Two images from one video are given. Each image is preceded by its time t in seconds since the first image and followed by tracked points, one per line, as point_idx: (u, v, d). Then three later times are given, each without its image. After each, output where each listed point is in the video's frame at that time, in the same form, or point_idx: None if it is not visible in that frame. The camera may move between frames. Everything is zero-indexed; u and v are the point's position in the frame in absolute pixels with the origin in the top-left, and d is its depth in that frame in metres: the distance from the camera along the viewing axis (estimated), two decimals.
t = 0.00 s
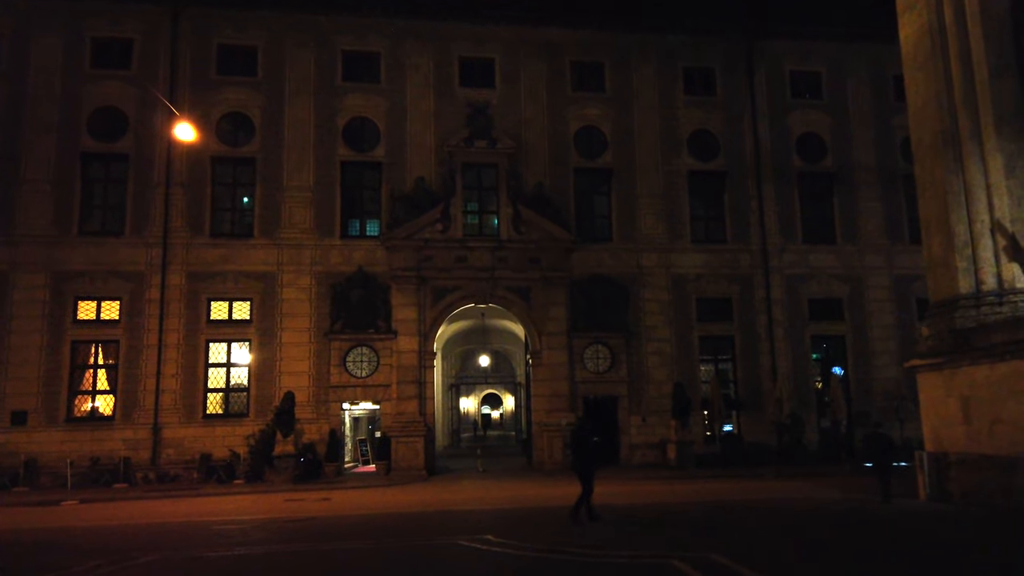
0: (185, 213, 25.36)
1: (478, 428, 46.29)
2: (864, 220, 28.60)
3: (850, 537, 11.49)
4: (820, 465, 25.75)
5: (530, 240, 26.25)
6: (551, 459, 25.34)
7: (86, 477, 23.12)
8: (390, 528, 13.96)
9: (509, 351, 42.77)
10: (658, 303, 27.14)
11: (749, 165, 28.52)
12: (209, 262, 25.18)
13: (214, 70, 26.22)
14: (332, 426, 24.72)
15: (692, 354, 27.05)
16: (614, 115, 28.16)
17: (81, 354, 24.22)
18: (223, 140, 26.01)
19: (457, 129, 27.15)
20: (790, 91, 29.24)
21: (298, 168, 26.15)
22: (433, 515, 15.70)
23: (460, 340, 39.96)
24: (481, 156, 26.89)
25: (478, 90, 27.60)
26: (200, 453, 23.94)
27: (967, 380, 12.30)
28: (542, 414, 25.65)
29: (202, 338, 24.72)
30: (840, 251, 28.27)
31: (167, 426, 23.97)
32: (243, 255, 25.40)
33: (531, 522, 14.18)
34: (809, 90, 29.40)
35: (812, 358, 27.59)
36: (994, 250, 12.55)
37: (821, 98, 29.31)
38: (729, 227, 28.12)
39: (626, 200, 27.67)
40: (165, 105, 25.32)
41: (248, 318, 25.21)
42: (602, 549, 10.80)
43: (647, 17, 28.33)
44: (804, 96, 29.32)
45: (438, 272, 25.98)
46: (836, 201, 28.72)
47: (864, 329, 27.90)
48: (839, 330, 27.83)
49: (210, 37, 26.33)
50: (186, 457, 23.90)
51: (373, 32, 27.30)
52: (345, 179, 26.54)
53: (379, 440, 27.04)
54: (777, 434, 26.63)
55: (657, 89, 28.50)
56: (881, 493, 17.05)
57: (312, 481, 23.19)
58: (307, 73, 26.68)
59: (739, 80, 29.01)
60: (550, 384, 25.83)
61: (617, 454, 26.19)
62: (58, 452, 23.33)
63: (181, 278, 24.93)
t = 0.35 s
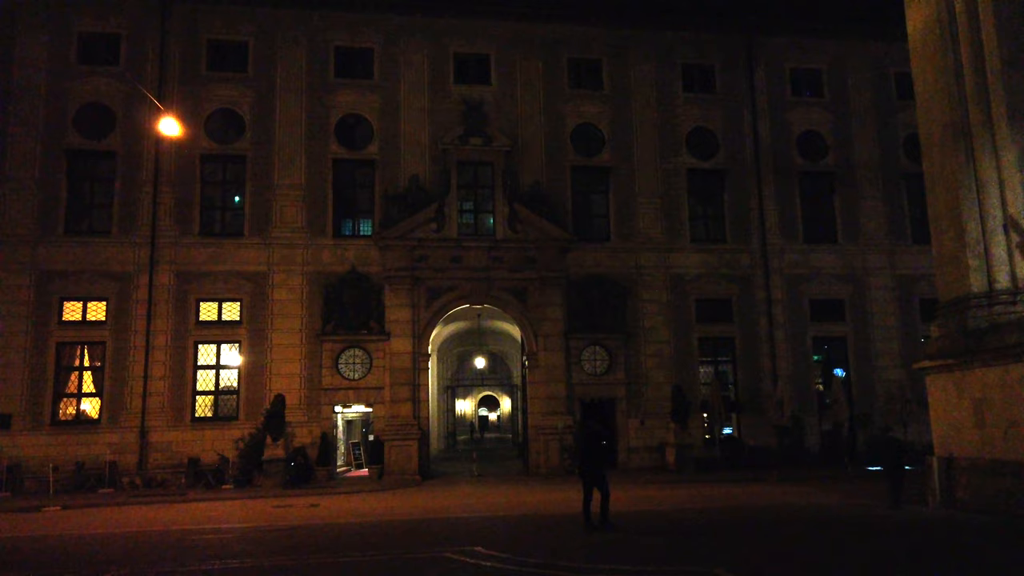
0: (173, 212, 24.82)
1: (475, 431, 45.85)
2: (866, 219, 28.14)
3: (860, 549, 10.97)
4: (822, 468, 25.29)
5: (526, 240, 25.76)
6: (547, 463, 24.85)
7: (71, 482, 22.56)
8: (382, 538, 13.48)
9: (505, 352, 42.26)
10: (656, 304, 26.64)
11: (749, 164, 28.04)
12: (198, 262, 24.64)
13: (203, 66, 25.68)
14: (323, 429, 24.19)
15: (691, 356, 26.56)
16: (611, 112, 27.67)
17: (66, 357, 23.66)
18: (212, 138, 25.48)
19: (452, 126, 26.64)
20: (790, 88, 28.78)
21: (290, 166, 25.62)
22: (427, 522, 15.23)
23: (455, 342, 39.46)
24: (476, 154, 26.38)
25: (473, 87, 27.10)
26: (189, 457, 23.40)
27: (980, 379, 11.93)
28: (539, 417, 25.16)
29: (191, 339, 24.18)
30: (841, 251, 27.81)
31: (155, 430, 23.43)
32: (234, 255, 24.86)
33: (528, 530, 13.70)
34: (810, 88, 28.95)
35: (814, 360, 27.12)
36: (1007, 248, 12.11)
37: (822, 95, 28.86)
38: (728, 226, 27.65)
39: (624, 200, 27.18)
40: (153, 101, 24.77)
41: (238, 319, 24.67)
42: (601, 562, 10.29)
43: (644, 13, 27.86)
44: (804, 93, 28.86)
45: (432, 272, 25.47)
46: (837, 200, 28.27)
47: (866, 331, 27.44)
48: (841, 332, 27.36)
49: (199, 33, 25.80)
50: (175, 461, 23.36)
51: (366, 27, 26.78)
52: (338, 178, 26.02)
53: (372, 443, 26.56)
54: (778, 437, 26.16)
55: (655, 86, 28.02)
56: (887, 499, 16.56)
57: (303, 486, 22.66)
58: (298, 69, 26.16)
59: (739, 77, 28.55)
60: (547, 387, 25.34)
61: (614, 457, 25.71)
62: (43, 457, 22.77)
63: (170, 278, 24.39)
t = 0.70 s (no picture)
0: (159, 211, 24.26)
1: (470, 435, 45.28)
2: (866, 221, 27.70)
3: (868, 561, 10.46)
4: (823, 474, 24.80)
5: (521, 241, 25.24)
6: (542, 469, 24.30)
7: (52, 489, 21.93)
8: (369, 549, 12.92)
9: (499, 355, 41.68)
10: (653, 306, 26.13)
11: (748, 164, 27.60)
12: (185, 262, 24.07)
13: (191, 63, 25.15)
14: (312, 434, 23.60)
15: (689, 359, 26.05)
16: (608, 111, 27.20)
17: (48, 360, 23.04)
18: (200, 136, 24.95)
19: (445, 125, 26.15)
20: (789, 87, 28.36)
21: (279, 165, 25.09)
22: (418, 531, 14.67)
23: (449, 345, 38.93)
24: (470, 153, 25.88)
25: (467, 85, 26.61)
26: (174, 463, 22.80)
27: (997, 381, 11.53)
28: (533, 421, 24.62)
29: (177, 342, 23.60)
30: (841, 252, 27.36)
31: (139, 435, 22.84)
32: (221, 256, 24.29)
33: (522, 540, 13.16)
34: (809, 87, 28.53)
35: (813, 363, 26.63)
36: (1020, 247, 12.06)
37: (822, 95, 28.44)
38: (726, 227, 27.18)
39: (621, 200, 26.70)
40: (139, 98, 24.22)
41: (225, 321, 24.09)
42: None
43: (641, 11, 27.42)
44: (804, 92, 28.44)
45: (425, 274, 24.93)
46: (837, 201, 27.83)
47: (867, 334, 26.97)
48: (841, 335, 26.89)
49: (187, 29, 25.28)
50: (160, 467, 22.76)
51: (357, 24, 26.29)
52: (328, 177, 25.49)
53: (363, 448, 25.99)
54: (777, 442, 25.65)
55: (652, 84, 27.57)
56: (892, 506, 16.03)
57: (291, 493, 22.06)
58: (289, 66, 25.65)
59: (737, 76, 28.12)
60: (542, 391, 24.80)
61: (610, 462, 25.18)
62: (23, 462, 22.14)
63: (155, 280, 23.81)
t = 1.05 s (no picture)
0: (140, 208, 23.63)
1: (460, 440, 44.75)
2: (861, 221, 27.34)
3: (873, 568, 9.97)
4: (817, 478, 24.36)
5: (511, 240, 24.74)
6: (532, 473, 23.75)
7: (25, 494, 21.23)
8: (352, 556, 12.33)
9: (489, 358, 41.15)
10: (645, 307, 25.67)
11: (741, 163, 27.23)
12: (165, 261, 23.44)
13: (174, 57, 24.57)
14: (296, 438, 22.98)
15: (682, 361, 25.59)
16: (599, 109, 26.77)
17: (23, 361, 22.34)
18: (182, 132, 24.35)
19: (434, 122, 25.65)
20: (783, 86, 28.03)
21: (264, 162, 24.52)
22: (404, 537, 14.11)
23: (438, 347, 38.46)
24: (459, 150, 25.38)
25: (457, 81, 26.12)
26: (152, 467, 22.14)
27: (1005, 380, 11.14)
28: (523, 424, 24.10)
29: (157, 343, 22.95)
30: (835, 253, 27.00)
31: (117, 438, 22.17)
32: (204, 254, 23.68)
33: (513, 545, 12.65)
34: (803, 86, 28.19)
35: (807, 365, 26.23)
36: None
37: (815, 94, 28.11)
38: (719, 227, 26.78)
39: (612, 199, 26.25)
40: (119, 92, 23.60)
41: (207, 321, 23.47)
42: None
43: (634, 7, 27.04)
44: (797, 91, 28.11)
45: (413, 273, 24.38)
46: (831, 201, 27.47)
47: (861, 335, 26.60)
48: (835, 336, 26.52)
49: (169, 22, 24.69)
50: (138, 471, 22.09)
51: (345, 19, 25.77)
52: (314, 174, 24.93)
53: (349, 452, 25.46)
54: (771, 445, 25.21)
55: (644, 82, 27.16)
56: (890, 511, 15.62)
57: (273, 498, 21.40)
58: (274, 61, 25.11)
59: (731, 74, 27.76)
60: (532, 393, 24.27)
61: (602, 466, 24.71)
62: None
63: (135, 278, 23.17)
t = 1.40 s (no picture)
0: (119, 204, 22.95)
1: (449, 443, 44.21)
2: (855, 221, 26.96)
3: None
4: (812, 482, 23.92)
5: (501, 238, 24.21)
6: (522, 476, 23.21)
7: None
8: (332, 564, 11.75)
9: (480, 360, 40.60)
10: (637, 307, 25.18)
11: (735, 161, 26.80)
12: (145, 258, 22.77)
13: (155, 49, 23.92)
14: (279, 440, 22.35)
15: (675, 362, 25.11)
16: (591, 105, 26.30)
17: None
18: (163, 125, 23.70)
19: (423, 117, 25.09)
20: (777, 84, 27.64)
21: (248, 157, 23.89)
22: (388, 544, 13.53)
23: (428, 348, 37.91)
24: (448, 146, 24.83)
25: (446, 76, 25.58)
26: (130, 471, 21.45)
27: (1020, 378, 11.00)
28: (513, 427, 23.55)
29: (136, 342, 22.27)
30: (830, 253, 26.60)
31: (93, 441, 21.46)
32: (185, 251, 23.02)
33: (502, 552, 12.12)
34: (797, 83, 27.81)
35: (802, 366, 25.81)
36: None
37: (810, 91, 27.74)
38: (713, 226, 26.33)
39: (605, 197, 25.77)
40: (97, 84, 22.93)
41: (188, 321, 22.80)
42: None
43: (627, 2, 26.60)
44: (792, 89, 27.73)
45: (401, 272, 23.79)
46: (826, 200, 27.09)
47: (856, 336, 26.21)
48: (830, 337, 26.11)
49: (151, 13, 24.04)
50: (115, 475, 21.41)
51: (331, 11, 25.19)
52: (299, 170, 24.32)
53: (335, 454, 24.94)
54: (765, 448, 24.76)
55: (638, 78, 26.71)
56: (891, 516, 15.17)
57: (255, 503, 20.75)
58: (259, 54, 24.49)
59: (725, 71, 27.36)
60: (522, 395, 23.75)
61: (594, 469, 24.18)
62: None
63: (113, 276, 22.48)
